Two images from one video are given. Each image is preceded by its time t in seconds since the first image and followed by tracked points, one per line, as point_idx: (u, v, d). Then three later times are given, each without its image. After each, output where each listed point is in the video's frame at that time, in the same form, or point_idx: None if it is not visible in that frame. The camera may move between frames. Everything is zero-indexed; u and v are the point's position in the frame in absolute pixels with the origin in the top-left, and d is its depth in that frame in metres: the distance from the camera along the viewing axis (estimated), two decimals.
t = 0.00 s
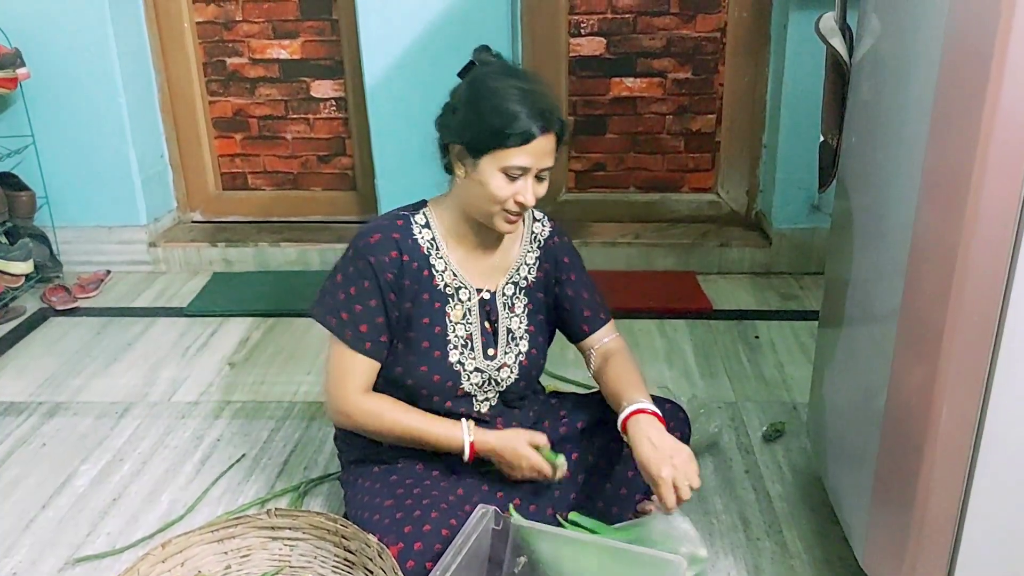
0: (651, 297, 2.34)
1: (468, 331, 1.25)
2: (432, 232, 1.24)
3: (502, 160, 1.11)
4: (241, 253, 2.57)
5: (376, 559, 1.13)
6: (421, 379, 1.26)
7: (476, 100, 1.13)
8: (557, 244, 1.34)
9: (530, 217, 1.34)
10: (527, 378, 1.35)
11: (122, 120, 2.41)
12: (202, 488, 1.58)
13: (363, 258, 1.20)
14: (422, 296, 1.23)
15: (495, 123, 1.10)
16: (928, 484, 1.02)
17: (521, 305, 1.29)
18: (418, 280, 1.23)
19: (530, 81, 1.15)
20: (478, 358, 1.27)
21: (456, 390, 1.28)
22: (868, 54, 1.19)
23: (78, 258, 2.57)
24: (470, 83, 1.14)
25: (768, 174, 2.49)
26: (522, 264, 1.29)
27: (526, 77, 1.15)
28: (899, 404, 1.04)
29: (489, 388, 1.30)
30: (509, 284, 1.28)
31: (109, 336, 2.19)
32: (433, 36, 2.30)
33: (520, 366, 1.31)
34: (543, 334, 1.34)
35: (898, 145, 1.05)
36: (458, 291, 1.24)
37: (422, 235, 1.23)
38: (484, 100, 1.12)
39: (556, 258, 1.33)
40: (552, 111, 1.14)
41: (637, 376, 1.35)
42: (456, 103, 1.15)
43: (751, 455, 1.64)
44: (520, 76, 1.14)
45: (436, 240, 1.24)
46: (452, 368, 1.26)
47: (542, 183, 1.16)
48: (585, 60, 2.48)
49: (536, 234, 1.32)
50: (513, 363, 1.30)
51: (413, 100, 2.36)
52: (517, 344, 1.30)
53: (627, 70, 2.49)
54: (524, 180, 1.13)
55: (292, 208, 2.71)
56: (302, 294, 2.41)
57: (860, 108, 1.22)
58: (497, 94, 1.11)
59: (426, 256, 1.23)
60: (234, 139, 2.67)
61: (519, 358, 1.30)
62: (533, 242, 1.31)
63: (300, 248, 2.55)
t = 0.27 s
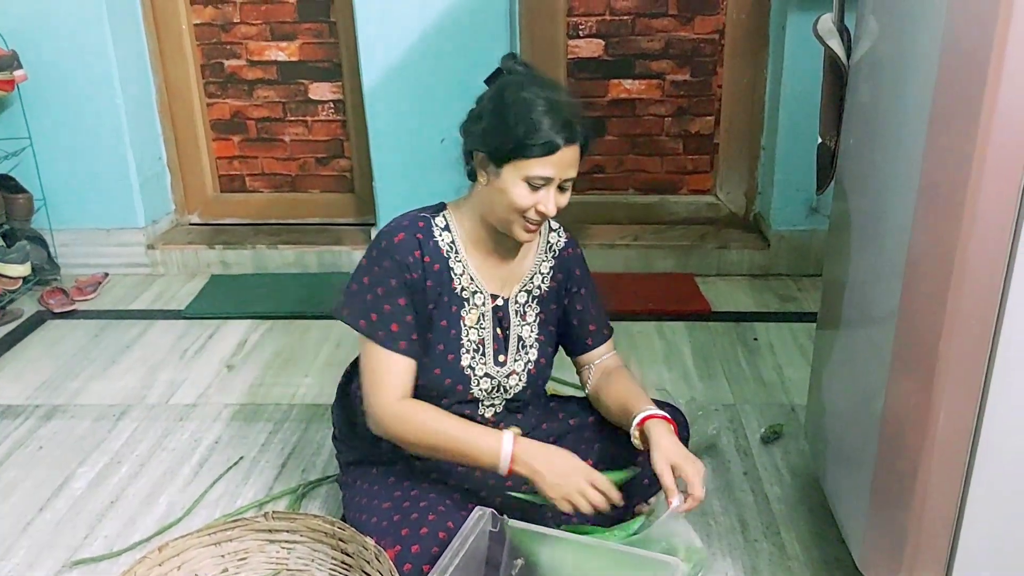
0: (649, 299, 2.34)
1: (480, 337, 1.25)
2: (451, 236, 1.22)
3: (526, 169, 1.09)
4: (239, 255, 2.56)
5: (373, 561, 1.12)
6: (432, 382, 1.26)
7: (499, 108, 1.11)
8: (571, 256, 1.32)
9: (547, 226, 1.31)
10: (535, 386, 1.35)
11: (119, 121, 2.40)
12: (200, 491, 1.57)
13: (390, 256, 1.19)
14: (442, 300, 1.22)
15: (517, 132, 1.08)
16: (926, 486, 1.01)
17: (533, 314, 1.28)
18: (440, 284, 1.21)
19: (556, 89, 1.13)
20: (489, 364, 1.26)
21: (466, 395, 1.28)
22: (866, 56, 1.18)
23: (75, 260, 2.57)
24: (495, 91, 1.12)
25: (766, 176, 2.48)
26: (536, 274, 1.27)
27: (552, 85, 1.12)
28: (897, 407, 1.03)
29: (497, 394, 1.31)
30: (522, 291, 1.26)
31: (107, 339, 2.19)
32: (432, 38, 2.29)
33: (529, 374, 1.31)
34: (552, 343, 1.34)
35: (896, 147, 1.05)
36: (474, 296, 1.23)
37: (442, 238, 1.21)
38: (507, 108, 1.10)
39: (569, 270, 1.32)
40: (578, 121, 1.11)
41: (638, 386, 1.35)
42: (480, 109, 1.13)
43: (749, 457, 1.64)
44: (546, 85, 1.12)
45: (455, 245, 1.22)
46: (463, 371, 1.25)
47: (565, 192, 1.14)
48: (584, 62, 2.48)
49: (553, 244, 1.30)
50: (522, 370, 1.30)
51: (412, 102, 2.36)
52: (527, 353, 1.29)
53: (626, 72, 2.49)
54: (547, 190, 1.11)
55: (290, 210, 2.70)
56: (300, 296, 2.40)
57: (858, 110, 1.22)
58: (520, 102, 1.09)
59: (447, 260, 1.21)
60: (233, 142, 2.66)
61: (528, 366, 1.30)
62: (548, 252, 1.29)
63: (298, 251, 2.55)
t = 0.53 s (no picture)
0: (648, 302, 2.33)
1: (497, 342, 1.24)
2: (473, 243, 1.20)
3: (549, 173, 1.08)
4: (236, 258, 2.56)
5: (369, 565, 1.12)
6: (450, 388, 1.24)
7: (520, 111, 1.09)
8: (581, 261, 1.32)
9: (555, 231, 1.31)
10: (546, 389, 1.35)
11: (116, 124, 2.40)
12: (198, 494, 1.57)
13: (421, 265, 1.16)
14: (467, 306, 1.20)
15: (541, 136, 1.06)
16: (924, 488, 1.01)
17: (547, 318, 1.28)
18: (465, 291, 1.19)
19: (576, 94, 1.12)
20: (505, 369, 1.26)
21: (481, 401, 1.27)
22: (863, 57, 1.18)
23: (73, 263, 2.56)
24: (515, 94, 1.11)
25: (764, 179, 2.48)
26: (550, 278, 1.27)
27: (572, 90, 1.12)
28: (896, 409, 1.03)
29: (512, 400, 1.30)
30: (536, 297, 1.26)
31: (104, 342, 2.18)
32: (429, 41, 2.29)
33: (544, 379, 1.31)
34: (563, 350, 1.34)
35: (893, 148, 1.04)
36: (493, 302, 1.21)
37: (462, 246, 1.19)
38: (529, 112, 1.09)
39: (580, 276, 1.32)
40: (599, 125, 1.11)
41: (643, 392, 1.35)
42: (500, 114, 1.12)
43: (747, 459, 1.64)
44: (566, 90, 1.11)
45: (476, 251, 1.20)
46: (481, 377, 1.25)
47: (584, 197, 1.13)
48: (582, 65, 2.48)
49: (563, 248, 1.30)
50: (537, 375, 1.30)
51: (410, 105, 2.36)
52: (541, 357, 1.29)
53: (624, 74, 2.49)
54: (569, 194, 1.10)
55: (288, 213, 2.70)
56: (298, 299, 2.40)
57: (855, 111, 1.22)
58: (543, 105, 1.08)
59: (470, 267, 1.19)
60: (230, 145, 2.66)
61: (542, 371, 1.30)
62: (560, 257, 1.29)
63: (296, 254, 2.55)
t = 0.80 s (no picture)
0: (648, 304, 2.33)
1: (501, 346, 1.24)
2: (481, 246, 1.20)
3: (563, 177, 1.08)
4: (237, 262, 2.57)
5: (368, 568, 1.11)
6: (455, 390, 1.24)
7: (536, 116, 1.09)
8: (587, 266, 1.32)
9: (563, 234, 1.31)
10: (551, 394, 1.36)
11: (117, 128, 2.41)
12: (198, 497, 1.57)
13: (427, 266, 1.16)
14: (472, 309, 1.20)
15: (555, 141, 1.06)
16: (922, 491, 1.01)
17: (555, 323, 1.28)
18: (472, 295, 1.19)
19: (592, 103, 1.13)
20: (509, 373, 1.26)
21: (484, 404, 1.27)
22: (861, 59, 1.18)
23: (74, 267, 2.57)
24: (532, 99, 1.11)
25: (764, 181, 2.48)
26: (557, 283, 1.27)
27: (588, 99, 1.12)
28: (896, 411, 1.03)
29: (514, 404, 1.30)
30: (543, 302, 1.26)
31: (104, 346, 2.18)
32: (429, 44, 2.29)
33: (547, 383, 1.31)
34: (567, 355, 1.34)
35: (891, 150, 1.04)
36: (499, 306, 1.21)
37: (471, 248, 1.19)
38: (545, 117, 1.09)
39: (586, 281, 1.32)
40: (612, 133, 1.11)
41: (644, 394, 1.36)
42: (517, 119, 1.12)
43: (747, 461, 1.64)
44: (583, 99, 1.12)
45: (484, 254, 1.20)
46: (484, 380, 1.25)
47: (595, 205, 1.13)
48: (582, 68, 2.48)
49: (572, 253, 1.30)
50: (541, 380, 1.30)
51: (410, 109, 2.36)
52: (546, 362, 1.29)
53: (624, 77, 2.49)
54: (581, 201, 1.10)
55: (289, 217, 2.71)
56: (298, 302, 2.40)
57: (854, 113, 1.22)
58: (558, 111, 1.08)
59: (477, 271, 1.19)
60: (230, 148, 2.67)
61: (546, 375, 1.30)
62: (567, 262, 1.29)
63: (296, 257, 2.55)
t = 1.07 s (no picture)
0: (648, 305, 2.33)
1: (502, 347, 1.24)
2: (480, 246, 1.20)
3: (562, 176, 1.08)
4: (237, 263, 2.57)
5: (370, 568, 1.12)
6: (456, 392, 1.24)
7: (535, 114, 1.10)
8: (586, 266, 1.32)
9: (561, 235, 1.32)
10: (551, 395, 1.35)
11: (118, 129, 2.41)
12: (199, 498, 1.57)
13: (428, 268, 1.16)
14: (472, 310, 1.20)
15: (555, 139, 1.06)
16: (923, 491, 1.01)
17: (554, 323, 1.28)
18: (472, 296, 1.19)
19: (590, 102, 1.13)
20: (509, 374, 1.26)
21: (485, 405, 1.27)
22: (862, 58, 1.19)
23: (75, 268, 2.57)
24: (531, 97, 1.11)
25: (764, 182, 2.48)
26: (557, 282, 1.27)
27: (586, 98, 1.13)
28: (896, 411, 1.03)
29: (514, 405, 1.30)
30: (544, 301, 1.26)
31: (105, 347, 2.19)
32: (429, 45, 2.29)
33: (547, 383, 1.32)
34: (567, 355, 1.34)
35: (892, 150, 1.04)
36: (499, 306, 1.21)
37: (471, 249, 1.19)
38: (544, 115, 1.09)
39: (586, 281, 1.33)
40: (611, 133, 1.12)
41: (644, 394, 1.36)
42: (515, 118, 1.12)
43: (748, 461, 1.64)
44: (582, 97, 1.12)
45: (484, 254, 1.20)
46: (485, 381, 1.24)
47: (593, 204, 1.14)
48: (582, 68, 2.48)
49: (570, 253, 1.30)
50: (541, 380, 1.30)
51: (411, 109, 2.36)
52: (546, 362, 1.29)
53: (624, 77, 2.49)
54: (580, 200, 1.10)
55: (289, 218, 2.71)
56: (299, 302, 2.41)
57: (854, 113, 1.22)
58: (557, 110, 1.08)
59: (477, 272, 1.19)
60: (231, 149, 2.67)
61: (546, 375, 1.30)
62: (566, 261, 1.29)
63: (297, 258, 2.55)
